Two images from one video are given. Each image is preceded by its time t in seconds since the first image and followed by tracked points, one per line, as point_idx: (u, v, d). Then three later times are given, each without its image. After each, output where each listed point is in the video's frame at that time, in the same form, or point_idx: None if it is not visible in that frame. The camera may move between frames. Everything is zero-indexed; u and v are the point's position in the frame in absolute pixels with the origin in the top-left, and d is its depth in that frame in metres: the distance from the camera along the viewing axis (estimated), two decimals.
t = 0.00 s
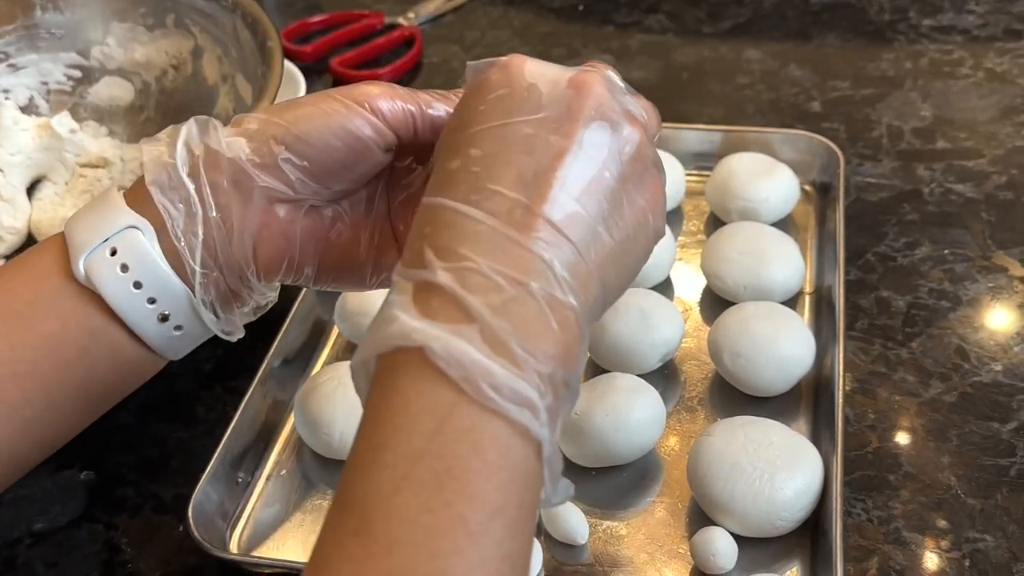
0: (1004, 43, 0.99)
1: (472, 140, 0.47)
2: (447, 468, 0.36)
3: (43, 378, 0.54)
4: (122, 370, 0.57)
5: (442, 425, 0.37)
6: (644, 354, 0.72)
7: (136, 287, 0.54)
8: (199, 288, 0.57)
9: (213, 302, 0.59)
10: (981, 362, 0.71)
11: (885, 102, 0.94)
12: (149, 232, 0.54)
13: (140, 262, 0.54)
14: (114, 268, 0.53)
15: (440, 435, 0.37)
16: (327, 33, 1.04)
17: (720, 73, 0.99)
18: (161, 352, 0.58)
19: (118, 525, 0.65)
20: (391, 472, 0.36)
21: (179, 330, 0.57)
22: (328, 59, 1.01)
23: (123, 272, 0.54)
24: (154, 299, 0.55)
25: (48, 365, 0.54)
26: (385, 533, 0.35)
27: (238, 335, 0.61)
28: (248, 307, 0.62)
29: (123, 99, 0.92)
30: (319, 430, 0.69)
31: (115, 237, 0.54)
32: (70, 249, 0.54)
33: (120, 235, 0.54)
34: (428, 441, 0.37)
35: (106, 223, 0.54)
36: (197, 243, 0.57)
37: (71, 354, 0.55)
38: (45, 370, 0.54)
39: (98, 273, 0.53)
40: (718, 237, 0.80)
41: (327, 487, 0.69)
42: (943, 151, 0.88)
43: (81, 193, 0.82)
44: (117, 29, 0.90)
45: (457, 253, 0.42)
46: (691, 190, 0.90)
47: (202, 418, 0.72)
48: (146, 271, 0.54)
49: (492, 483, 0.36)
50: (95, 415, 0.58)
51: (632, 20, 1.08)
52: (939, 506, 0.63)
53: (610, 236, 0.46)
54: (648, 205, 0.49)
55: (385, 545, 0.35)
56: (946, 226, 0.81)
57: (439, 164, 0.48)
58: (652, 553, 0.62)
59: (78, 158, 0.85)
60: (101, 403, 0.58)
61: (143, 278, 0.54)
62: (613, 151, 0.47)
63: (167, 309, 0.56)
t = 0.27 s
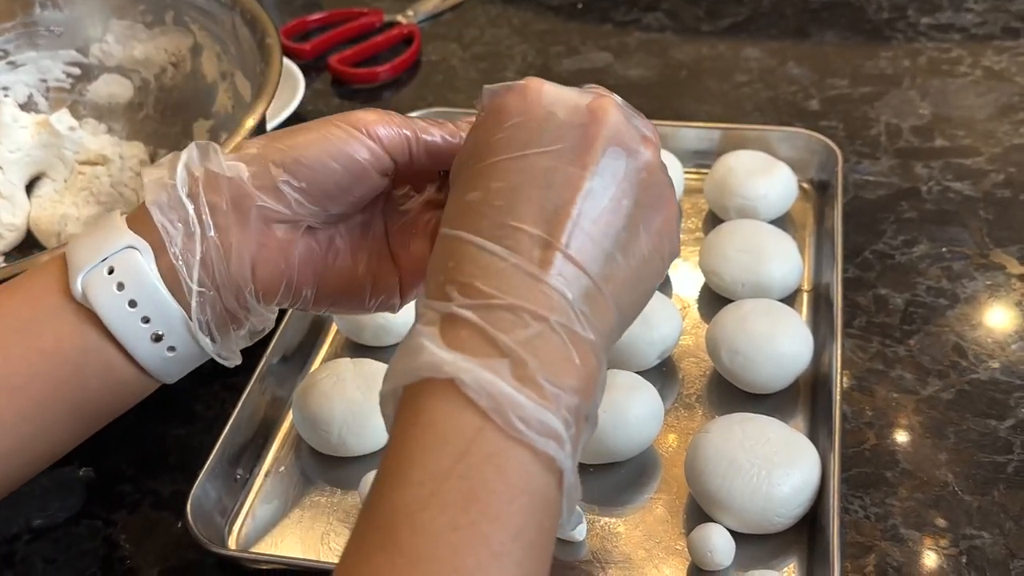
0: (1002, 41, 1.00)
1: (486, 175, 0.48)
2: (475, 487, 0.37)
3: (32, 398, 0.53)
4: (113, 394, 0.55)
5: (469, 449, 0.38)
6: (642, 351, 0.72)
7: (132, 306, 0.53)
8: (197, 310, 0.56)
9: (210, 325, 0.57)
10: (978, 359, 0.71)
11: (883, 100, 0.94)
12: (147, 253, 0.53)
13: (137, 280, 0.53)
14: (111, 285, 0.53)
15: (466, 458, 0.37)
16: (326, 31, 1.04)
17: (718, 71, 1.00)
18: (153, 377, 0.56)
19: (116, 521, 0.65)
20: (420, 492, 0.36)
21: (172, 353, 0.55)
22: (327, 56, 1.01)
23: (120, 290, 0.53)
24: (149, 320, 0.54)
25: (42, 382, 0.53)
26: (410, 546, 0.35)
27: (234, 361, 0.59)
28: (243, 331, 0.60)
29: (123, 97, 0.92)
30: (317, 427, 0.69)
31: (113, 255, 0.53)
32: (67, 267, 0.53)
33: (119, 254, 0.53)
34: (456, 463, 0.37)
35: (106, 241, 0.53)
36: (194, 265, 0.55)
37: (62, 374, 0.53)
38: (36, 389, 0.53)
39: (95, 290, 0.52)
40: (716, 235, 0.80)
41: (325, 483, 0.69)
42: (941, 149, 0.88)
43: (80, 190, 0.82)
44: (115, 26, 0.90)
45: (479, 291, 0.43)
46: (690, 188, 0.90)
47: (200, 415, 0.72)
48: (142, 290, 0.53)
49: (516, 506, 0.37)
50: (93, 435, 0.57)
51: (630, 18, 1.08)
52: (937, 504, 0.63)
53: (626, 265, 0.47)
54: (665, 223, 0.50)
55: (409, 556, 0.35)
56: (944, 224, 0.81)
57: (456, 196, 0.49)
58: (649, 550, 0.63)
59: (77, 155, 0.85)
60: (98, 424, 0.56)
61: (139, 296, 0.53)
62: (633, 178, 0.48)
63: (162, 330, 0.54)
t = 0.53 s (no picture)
0: (999, 38, 0.99)
1: (454, 367, 0.54)
2: None
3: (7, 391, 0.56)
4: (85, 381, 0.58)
5: None
6: (637, 348, 0.71)
7: (98, 297, 0.55)
8: (168, 293, 0.58)
9: (180, 310, 0.59)
10: (974, 356, 0.71)
11: (880, 97, 0.94)
12: (110, 245, 0.55)
13: (102, 272, 0.55)
14: (77, 279, 0.55)
15: None
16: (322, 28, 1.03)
17: (715, 68, 0.99)
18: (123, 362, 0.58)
19: (110, 517, 0.64)
20: None
21: (140, 340, 0.58)
22: (324, 53, 1.00)
23: (85, 282, 0.55)
24: (114, 308, 0.56)
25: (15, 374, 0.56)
26: None
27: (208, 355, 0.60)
28: (212, 318, 0.61)
29: (118, 93, 0.92)
30: (311, 423, 0.69)
31: (76, 250, 0.55)
32: (35, 265, 0.55)
33: (83, 249, 0.55)
34: None
35: (69, 237, 0.55)
36: (162, 248, 0.57)
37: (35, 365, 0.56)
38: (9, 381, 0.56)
39: (62, 284, 0.55)
40: (711, 232, 0.80)
41: (320, 479, 0.69)
42: (937, 146, 0.88)
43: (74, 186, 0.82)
44: (111, 22, 0.90)
45: (445, 488, 0.46)
46: (686, 185, 0.90)
47: (194, 411, 0.72)
48: (107, 280, 0.55)
49: None
50: (66, 423, 0.59)
51: (627, 15, 1.08)
52: (932, 501, 0.63)
53: (599, 451, 0.51)
54: (637, 412, 0.54)
55: None
56: (940, 221, 0.81)
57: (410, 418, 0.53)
58: (644, 546, 0.62)
59: (71, 151, 0.85)
60: (71, 412, 0.59)
61: (104, 286, 0.55)
62: (593, 392, 0.53)
63: (128, 317, 0.56)
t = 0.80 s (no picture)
0: (997, 37, 0.99)
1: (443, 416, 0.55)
2: None
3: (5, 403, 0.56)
4: (84, 396, 0.58)
5: None
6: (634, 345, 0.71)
7: (98, 311, 0.55)
8: (168, 309, 0.57)
9: (182, 327, 0.58)
10: (972, 354, 0.71)
11: (879, 95, 0.94)
12: (111, 258, 0.55)
13: (102, 286, 0.55)
14: (77, 293, 0.54)
15: None
16: (320, 25, 1.03)
17: (713, 66, 0.99)
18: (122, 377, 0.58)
19: (106, 515, 0.64)
20: None
21: (139, 355, 0.57)
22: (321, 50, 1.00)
23: (85, 296, 0.55)
24: (114, 323, 0.56)
25: (11, 389, 0.56)
26: None
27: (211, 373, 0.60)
28: (213, 334, 0.61)
29: (115, 90, 0.92)
30: (307, 421, 0.68)
31: (77, 263, 0.55)
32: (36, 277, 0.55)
33: (83, 261, 0.55)
34: None
35: (71, 251, 0.55)
36: (164, 262, 0.57)
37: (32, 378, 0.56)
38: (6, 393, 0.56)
39: (61, 297, 0.54)
40: (709, 229, 0.80)
41: (315, 477, 0.68)
42: (935, 144, 0.88)
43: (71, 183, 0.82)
44: (108, 20, 0.90)
45: (436, 532, 0.46)
46: (684, 183, 0.90)
47: (190, 408, 0.71)
48: (107, 294, 0.55)
49: None
50: (64, 437, 0.59)
51: (625, 13, 1.07)
52: (929, 499, 0.62)
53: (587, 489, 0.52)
54: (622, 442, 0.55)
55: None
56: (938, 219, 0.81)
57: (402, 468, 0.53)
58: (640, 543, 0.62)
59: (67, 148, 0.85)
60: (69, 427, 0.59)
61: (104, 300, 0.55)
62: (572, 426, 0.54)
63: (128, 332, 0.56)
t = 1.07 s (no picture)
0: (1000, 35, 0.99)
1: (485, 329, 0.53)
2: None
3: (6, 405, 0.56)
4: (84, 397, 0.58)
5: (461, 492, 0.43)
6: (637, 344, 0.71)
7: (99, 311, 0.55)
8: (169, 309, 0.57)
9: (184, 326, 0.58)
10: (975, 353, 0.71)
11: (881, 93, 0.94)
12: (111, 258, 0.55)
13: (103, 286, 0.55)
14: (77, 293, 0.54)
15: (459, 501, 0.43)
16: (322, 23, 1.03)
17: (715, 64, 0.99)
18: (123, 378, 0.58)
19: (109, 513, 0.64)
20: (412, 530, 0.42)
21: (140, 356, 0.57)
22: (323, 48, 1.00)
23: (86, 295, 0.55)
24: (115, 323, 0.56)
25: (12, 388, 0.56)
26: None
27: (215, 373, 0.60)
28: (216, 334, 0.61)
29: (117, 88, 0.92)
30: (310, 419, 0.68)
31: (78, 263, 0.55)
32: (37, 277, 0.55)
33: (85, 261, 0.55)
34: None
35: (72, 251, 0.55)
36: (165, 262, 0.57)
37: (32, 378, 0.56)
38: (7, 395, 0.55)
39: (62, 297, 0.54)
40: (712, 228, 0.80)
41: (318, 475, 0.68)
42: (937, 143, 0.88)
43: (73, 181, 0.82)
44: (110, 18, 0.90)
45: (479, 439, 0.45)
46: (686, 181, 0.90)
47: (193, 407, 0.71)
48: (107, 294, 0.55)
49: None
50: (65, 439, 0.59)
51: (628, 11, 1.07)
52: (933, 498, 0.62)
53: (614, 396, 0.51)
54: (660, 349, 0.54)
55: None
56: (941, 218, 0.81)
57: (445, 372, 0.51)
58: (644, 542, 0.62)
59: (69, 146, 0.85)
60: (71, 427, 0.59)
61: (105, 300, 0.55)
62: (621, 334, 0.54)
63: (129, 332, 0.56)
